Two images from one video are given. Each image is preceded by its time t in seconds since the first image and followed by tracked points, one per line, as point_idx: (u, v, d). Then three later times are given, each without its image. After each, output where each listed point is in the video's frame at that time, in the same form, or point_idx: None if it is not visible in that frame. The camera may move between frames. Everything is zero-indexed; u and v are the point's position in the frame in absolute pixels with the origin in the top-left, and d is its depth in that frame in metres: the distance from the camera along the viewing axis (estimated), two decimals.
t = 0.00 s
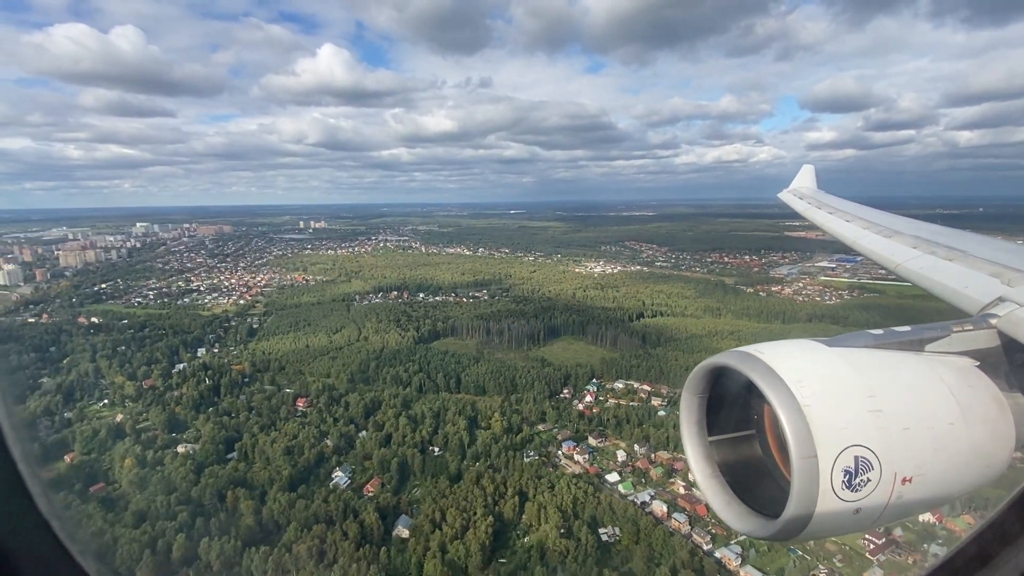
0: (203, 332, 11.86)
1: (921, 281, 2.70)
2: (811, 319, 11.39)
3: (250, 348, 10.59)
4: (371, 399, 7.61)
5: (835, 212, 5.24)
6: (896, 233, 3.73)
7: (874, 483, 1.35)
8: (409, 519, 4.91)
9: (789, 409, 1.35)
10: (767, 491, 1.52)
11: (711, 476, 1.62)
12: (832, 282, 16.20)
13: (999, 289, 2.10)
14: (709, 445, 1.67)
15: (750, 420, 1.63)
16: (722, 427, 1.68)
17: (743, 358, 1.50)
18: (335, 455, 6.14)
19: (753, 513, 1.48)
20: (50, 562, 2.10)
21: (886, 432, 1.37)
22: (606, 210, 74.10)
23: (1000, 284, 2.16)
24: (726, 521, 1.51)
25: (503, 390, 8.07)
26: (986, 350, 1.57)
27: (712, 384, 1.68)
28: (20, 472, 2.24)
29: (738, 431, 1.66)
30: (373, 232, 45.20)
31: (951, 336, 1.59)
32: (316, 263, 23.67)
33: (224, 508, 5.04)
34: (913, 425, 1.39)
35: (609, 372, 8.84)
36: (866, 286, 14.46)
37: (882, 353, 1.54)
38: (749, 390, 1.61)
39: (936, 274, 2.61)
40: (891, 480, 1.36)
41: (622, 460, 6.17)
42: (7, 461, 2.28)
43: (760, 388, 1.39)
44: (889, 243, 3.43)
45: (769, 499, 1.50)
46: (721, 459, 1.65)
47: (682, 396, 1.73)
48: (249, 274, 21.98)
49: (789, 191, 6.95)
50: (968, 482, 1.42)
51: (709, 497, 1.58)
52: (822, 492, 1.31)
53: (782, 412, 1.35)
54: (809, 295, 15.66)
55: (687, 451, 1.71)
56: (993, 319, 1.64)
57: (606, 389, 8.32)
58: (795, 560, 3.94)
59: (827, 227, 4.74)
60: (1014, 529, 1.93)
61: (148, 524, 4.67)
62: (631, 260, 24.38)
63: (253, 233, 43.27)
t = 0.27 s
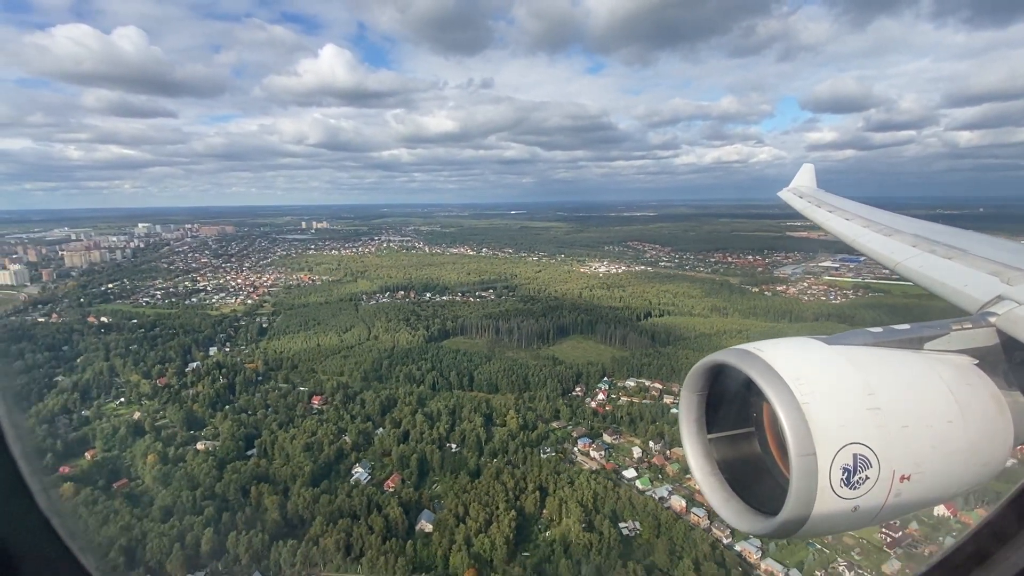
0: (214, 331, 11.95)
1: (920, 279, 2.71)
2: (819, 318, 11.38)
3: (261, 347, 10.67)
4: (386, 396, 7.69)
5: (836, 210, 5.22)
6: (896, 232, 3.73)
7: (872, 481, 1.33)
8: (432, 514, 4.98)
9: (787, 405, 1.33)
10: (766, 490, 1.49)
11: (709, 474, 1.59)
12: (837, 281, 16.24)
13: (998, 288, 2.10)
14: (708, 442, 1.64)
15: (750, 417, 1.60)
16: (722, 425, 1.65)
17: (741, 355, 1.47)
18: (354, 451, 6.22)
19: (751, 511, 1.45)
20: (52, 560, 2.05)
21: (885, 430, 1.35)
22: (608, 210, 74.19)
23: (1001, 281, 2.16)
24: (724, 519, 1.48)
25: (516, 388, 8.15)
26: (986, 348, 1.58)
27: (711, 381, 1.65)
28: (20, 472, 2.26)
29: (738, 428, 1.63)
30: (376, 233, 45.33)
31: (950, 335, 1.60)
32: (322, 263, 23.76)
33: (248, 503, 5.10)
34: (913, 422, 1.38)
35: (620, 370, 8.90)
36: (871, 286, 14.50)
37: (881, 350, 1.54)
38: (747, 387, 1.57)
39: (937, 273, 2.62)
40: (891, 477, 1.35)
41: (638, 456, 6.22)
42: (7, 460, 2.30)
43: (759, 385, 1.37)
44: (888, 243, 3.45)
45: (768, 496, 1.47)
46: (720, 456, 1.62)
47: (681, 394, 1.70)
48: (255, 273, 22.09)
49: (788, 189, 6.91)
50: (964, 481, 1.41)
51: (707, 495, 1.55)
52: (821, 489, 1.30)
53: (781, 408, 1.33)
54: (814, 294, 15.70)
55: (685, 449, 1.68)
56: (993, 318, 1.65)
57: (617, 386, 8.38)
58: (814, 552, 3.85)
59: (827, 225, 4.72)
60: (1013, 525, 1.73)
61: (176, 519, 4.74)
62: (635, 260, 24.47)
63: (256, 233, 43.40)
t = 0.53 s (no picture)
0: (225, 330, 12.01)
1: (918, 277, 2.67)
2: (826, 316, 11.39)
3: (271, 345, 10.73)
4: (401, 394, 7.77)
5: (834, 210, 5.20)
6: (896, 231, 3.69)
7: (871, 480, 1.36)
8: (454, 508, 5.07)
9: (786, 405, 1.36)
10: (764, 488, 1.50)
11: (708, 472, 1.61)
12: (841, 281, 16.27)
13: (998, 288, 2.08)
14: (708, 442, 1.66)
15: (749, 416, 1.61)
16: (722, 423, 1.67)
17: (739, 354, 1.50)
18: (373, 448, 6.30)
19: (749, 510, 1.47)
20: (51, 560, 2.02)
21: (884, 430, 1.38)
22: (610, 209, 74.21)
23: (1000, 281, 2.13)
24: (723, 517, 1.50)
25: (529, 386, 8.22)
26: (986, 348, 1.60)
27: (710, 380, 1.68)
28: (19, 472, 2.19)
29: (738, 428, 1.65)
30: (378, 233, 45.41)
31: (950, 334, 1.62)
32: (327, 263, 23.79)
33: (271, 497, 5.20)
34: (911, 422, 1.40)
35: (631, 368, 8.95)
36: (875, 285, 14.52)
37: (879, 351, 1.56)
38: (744, 386, 1.60)
39: (932, 271, 2.60)
40: (890, 476, 1.37)
41: (654, 453, 6.28)
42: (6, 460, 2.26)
43: (759, 385, 1.40)
44: (888, 241, 3.40)
45: (767, 495, 1.49)
46: (719, 456, 1.64)
47: (680, 393, 1.73)
48: (260, 273, 22.12)
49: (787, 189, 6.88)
50: (963, 479, 1.44)
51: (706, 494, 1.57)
52: (821, 488, 1.32)
53: (779, 407, 1.35)
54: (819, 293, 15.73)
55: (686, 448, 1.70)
56: (993, 316, 1.65)
57: (629, 384, 8.43)
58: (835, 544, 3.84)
59: (826, 225, 4.70)
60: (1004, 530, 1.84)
61: (204, 513, 4.86)
62: (638, 260, 24.50)
63: (258, 233, 43.51)
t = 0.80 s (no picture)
0: (235, 328, 12.09)
1: (918, 279, 2.68)
2: (832, 314, 11.44)
3: (282, 343, 10.81)
4: (416, 390, 7.87)
5: (834, 210, 5.19)
6: (897, 232, 3.70)
7: (870, 482, 1.34)
8: (475, 502, 5.15)
9: (785, 405, 1.34)
10: (765, 489, 1.49)
11: (708, 473, 1.59)
12: (844, 279, 16.33)
13: (996, 288, 2.08)
14: (708, 443, 1.64)
15: (750, 418, 1.61)
16: (721, 425, 1.66)
17: (741, 354, 1.49)
18: (391, 443, 6.37)
19: (750, 511, 1.45)
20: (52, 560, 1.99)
21: (883, 431, 1.36)
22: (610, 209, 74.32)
23: (997, 282, 2.14)
24: (723, 518, 1.48)
25: (541, 383, 8.30)
26: (985, 349, 1.57)
27: (711, 381, 1.66)
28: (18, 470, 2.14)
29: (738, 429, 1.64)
30: (380, 232, 45.49)
31: (950, 335, 1.59)
32: (331, 262, 23.86)
33: (293, 491, 5.28)
34: (910, 422, 1.38)
35: (642, 366, 9.00)
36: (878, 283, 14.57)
37: (879, 352, 1.53)
38: (746, 388, 1.59)
39: (934, 272, 2.61)
40: (889, 477, 1.35)
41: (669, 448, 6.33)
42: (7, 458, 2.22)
43: (759, 385, 1.39)
44: (887, 243, 3.40)
45: (767, 496, 1.47)
46: (719, 457, 1.63)
47: (680, 394, 1.71)
48: (266, 272, 22.20)
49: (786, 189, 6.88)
50: (962, 480, 1.41)
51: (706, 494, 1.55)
52: (821, 489, 1.31)
53: (779, 407, 1.34)
54: (822, 292, 15.79)
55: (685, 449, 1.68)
56: (991, 318, 1.61)
57: (640, 380, 8.49)
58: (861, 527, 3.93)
59: (826, 225, 4.69)
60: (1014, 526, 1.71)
61: (231, 507, 4.94)
62: (641, 259, 24.57)
63: (260, 233, 43.55)
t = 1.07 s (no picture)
0: (245, 326, 12.18)
1: (918, 281, 2.69)
2: (838, 313, 11.47)
3: (292, 341, 10.90)
4: (431, 386, 7.95)
5: (834, 212, 5.20)
6: (896, 234, 3.69)
7: (871, 483, 1.35)
8: (496, 496, 5.22)
9: (785, 408, 1.36)
10: (766, 491, 1.53)
11: (709, 475, 1.63)
12: (848, 279, 16.41)
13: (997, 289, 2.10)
14: (708, 445, 1.68)
15: (750, 419, 1.65)
16: (722, 426, 1.70)
17: (742, 357, 1.51)
18: (409, 439, 6.45)
19: (751, 513, 1.48)
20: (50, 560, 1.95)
21: (883, 432, 1.37)
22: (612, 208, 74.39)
23: (997, 285, 2.17)
24: (725, 519, 1.51)
25: (552, 379, 8.37)
26: (986, 351, 1.57)
27: (711, 384, 1.69)
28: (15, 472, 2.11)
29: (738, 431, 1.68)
30: (383, 231, 45.60)
31: (951, 337, 1.59)
32: (336, 261, 23.91)
33: (316, 485, 5.35)
34: (910, 424, 1.40)
35: (653, 363, 9.07)
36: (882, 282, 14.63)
37: (879, 352, 1.55)
38: (747, 390, 1.63)
39: (934, 274, 2.62)
40: (890, 479, 1.36)
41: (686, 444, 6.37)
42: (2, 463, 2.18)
43: (760, 387, 1.41)
44: (886, 244, 3.41)
45: (769, 498, 1.51)
46: (719, 459, 1.66)
47: (681, 395, 1.74)
48: (271, 271, 22.29)
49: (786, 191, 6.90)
50: (963, 483, 1.42)
51: (707, 496, 1.59)
52: (821, 491, 1.32)
53: (780, 408, 1.36)
54: (826, 290, 15.86)
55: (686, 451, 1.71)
56: (992, 320, 1.63)
57: (650, 377, 8.56)
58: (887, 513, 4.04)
59: (826, 227, 4.70)
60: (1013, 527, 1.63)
61: (255, 500, 5.02)
62: (644, 258, 24.60)
63: (263, 232, 43.65)
